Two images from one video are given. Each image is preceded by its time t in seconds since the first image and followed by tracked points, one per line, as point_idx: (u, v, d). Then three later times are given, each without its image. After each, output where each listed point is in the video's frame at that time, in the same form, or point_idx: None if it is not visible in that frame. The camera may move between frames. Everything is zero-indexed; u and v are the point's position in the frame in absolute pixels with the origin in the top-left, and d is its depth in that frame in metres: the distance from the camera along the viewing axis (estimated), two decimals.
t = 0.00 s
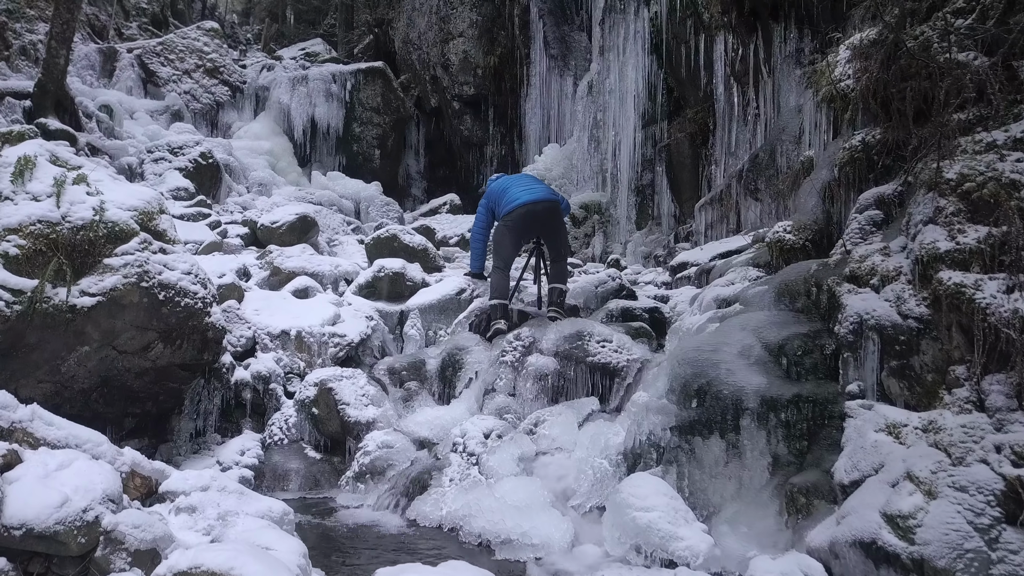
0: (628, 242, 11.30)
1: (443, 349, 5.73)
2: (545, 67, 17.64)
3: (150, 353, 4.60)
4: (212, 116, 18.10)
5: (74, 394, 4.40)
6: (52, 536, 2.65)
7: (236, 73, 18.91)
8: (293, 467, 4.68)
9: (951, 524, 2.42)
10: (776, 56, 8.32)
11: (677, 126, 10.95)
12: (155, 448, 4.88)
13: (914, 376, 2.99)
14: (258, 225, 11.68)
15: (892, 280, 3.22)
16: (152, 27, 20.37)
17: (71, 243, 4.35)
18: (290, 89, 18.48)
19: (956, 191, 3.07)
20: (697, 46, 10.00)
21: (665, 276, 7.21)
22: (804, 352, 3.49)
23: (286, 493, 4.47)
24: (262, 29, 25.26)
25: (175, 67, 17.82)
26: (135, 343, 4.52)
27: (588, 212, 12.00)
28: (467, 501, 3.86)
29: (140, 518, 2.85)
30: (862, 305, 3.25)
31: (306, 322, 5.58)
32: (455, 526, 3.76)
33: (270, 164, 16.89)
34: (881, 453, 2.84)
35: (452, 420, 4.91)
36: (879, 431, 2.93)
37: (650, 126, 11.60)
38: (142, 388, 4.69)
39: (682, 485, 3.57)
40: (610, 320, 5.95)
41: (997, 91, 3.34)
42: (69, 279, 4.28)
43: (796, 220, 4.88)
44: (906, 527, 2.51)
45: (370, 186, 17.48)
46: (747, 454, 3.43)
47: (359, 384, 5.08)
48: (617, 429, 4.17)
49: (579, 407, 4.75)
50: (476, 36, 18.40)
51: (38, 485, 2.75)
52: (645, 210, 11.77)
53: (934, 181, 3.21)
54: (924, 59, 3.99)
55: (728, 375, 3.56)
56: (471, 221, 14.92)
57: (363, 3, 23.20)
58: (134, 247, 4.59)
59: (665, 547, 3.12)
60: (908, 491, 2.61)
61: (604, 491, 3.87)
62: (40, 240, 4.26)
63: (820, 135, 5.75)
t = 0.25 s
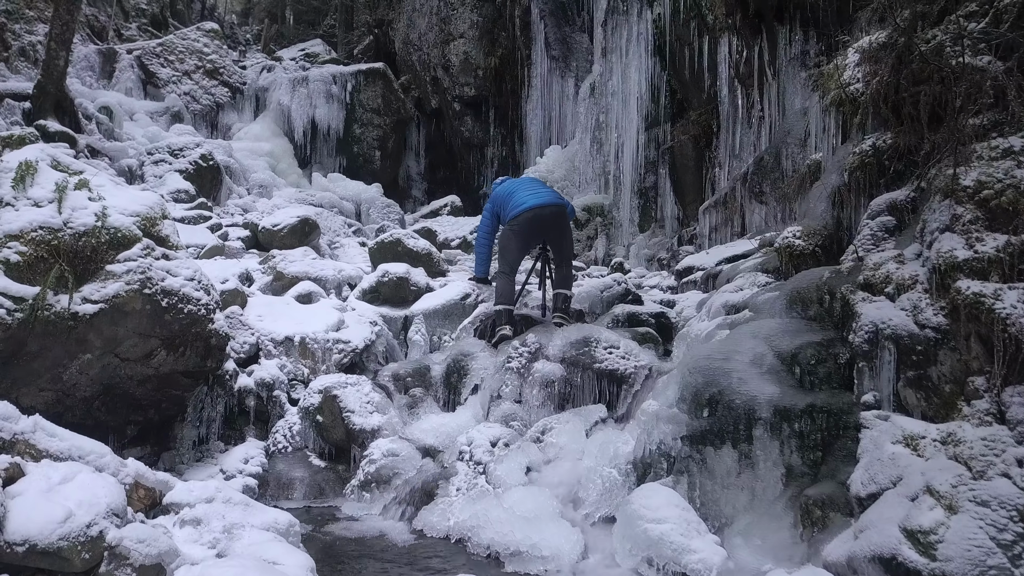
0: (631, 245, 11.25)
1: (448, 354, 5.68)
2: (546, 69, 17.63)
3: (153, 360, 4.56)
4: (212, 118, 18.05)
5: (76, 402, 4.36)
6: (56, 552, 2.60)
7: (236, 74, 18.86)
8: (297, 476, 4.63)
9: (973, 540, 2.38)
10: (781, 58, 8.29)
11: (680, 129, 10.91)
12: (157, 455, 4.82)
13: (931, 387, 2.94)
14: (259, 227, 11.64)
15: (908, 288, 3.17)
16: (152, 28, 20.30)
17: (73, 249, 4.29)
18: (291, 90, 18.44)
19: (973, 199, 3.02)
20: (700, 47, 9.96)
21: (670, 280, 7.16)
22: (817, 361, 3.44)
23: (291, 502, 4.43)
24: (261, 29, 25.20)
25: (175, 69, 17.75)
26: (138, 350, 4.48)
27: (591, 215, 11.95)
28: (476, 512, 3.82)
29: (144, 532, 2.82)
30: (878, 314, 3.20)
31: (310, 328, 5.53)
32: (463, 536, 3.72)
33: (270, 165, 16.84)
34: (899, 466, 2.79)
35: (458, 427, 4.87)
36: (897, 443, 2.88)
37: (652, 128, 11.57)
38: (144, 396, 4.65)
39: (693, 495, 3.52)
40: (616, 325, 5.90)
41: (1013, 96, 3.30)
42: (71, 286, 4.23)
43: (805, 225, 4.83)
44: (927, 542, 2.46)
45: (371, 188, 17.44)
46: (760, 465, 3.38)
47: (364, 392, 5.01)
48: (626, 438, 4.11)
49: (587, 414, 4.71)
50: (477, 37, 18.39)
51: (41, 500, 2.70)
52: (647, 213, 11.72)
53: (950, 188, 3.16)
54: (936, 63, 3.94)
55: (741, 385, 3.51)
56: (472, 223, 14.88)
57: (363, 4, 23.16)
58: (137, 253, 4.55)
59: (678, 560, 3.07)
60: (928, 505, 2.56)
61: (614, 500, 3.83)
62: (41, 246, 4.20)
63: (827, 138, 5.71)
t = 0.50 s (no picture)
0: (633, 248, 11.19)
1: (452, 360, 5.63)
2: (547, 70, 17.60)
3: (155, 368, 4.48)
4: (211, 119, 17.99)
5: (77, 410, 4.29)
6: (59, 568, 2.54)
7: (235, 75, 18.81)
8: (301, 484, 4.58)
9: (995, 556, 2.32)
10: (785, 60, 8.25)
11: (684, 131, 10.87)
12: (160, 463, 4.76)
13: (948, 398, 2.88)
14: (259, 230, 11.58)
15: (923, 296, 3.12)
16: (151, 29, 20.22)
17: (74, 256, 4.25)
18: (290, 91, 18.39)
19: (990, 206, 2.96)
20: (704, 49, 9.93)
21: (676, 284, 7.13)
22: (831, 370, 3.39)
23: (294, 511, 4.38)
24: (260, 30, 25.12)
25: (175, 69, 17.68)
26: (140, 358, 4.41)
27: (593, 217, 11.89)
28: (483, 522, 3.77)
29: (149, 547, 2.78)
30: (893, 322, 3.15)
31: (314, 334, 5.48)
32: (471, 548, 3.67)
33: (270, 167, 16.79)
34: (917, 478, 2.74)
35: (464, 435, 4.82)
36: (914, 455, 2.82)
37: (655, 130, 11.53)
38: (146, 403, 4.57)
39: (705, 506, 3.47)
40: (622, 330, 5.86)
41: None
42: (72, 293, 4.19)
43: (814, 230, 4.78)
44: (948, 558, 2.40)
45: (371, 189, 17.38)
46: (772, 475, 3.33)
47: (368, 399, 4.96)
48: (635, 446, 4.05)
49: (594, 421, 4.65)
50: (477, 38, 18.35)
51: (45, 514, 2.65)
52: (650, 215, 11.68)
53: (966, 194, 3.11)
54: (947, 66, 3.89)
55: (753, 394, 3.46)
56: (474, 225, 14.84)
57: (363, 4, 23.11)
58: (139, 259, 4.49)
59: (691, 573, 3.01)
60: (949, 519, 2.51)
61: (623, 510, 3.77)
62: (42, 253, 4.16)
63: (835, 142, 5.67)
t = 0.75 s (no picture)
0: (636, 250, 11.14)
1: (457, 366, 5.58)
2: (548, 71, 17.59)
3: (158, 375, 4.43)
4: (211, 120, 17.94)
5: (79, 419, 4.23)
6: None
7: (235, 76, 18.75)
8: (305, 493, 4.53)
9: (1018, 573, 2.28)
10: (790, 62, 8.21)
11: (687, 133, 10.84)
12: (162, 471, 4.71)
13: (966, 409, 2.83)
14: (260, 233, 11.53)
15: (939, 305, 3.07)
16: (150, 30, 20.16)
17: (76, 262, 4.20)
18: (290, 92, 18.33)
19: (1008, 214, 2.92)
20: (707, 51, 9.91)
21: (681, 288, 7.09)
22: (845, 378, 3.34)
23: (299, 520, 4.33)
24: (260, 30, 25.07)
25: (174, 71, 17.63)
26: (142, 365, 4.36)
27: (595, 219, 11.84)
28: (491, 533, 3.73)
29: (153, 562, 2.73)
30: (908, 332, 3.10)
31: (318, 340, 5.44)
32: (479, 559, 3.63)
33: (270, 169, 16.74)
34: (935, 491, 2.69)
35: (469, 442, 4.78)
36: (931, 467, 2.78)
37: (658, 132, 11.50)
38: (148, 411, 4.51)
39: (716, 516, 3.42)
40: (628, 335, 5.81)
41: None
42: (74, 300, 4.14)
43: (823, 236, 4.73)
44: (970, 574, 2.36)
45: (372, 191, 17.32)
46: (785, 486, 3.28)
47: (373, 406, 4.92)
48: (644, 454, 3.99)
49: (601, 428, 4.61)
50: (477, 39, 18.31)
51: (48, 529, 2.59)
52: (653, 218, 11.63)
53: (982, 201, 3.07)
54: (958, 71, 3.83)
55: (765, 403, 3.41)
56: (475, 227, 14.79)
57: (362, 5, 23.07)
58: (142, 265, 4.46)
59: None
60: (969, 534, 2.46)
61: (633, 520, 3.73)
62: (44, 259, 4.10)
63: (842, 146, 5.63)
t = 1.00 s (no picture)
0: (638, 253, 11.08)
1: (462, 372, 5.54)
2: (548, 72, 17.61)
3: (160, 383, 4.37)
4: (209, 121, 17.87)
5: (80, 427, 4.17)
6: None
7: (234, 77, 18.70)
8: (310, 501, 4.48)
9: None
10: (794, 64, 8.20)
11: (689, 136, 10.81)
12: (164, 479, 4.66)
13: (983, 420, 2.78)
14: (260, 236, 11.47)
15: (956, 313, 3.03)
16: (148, 31, 20.08)
17: (77, 268, 4.15)
18: (289, 93, 18.28)
19: None
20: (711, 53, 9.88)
21: (686, 293, 7.05)
22: (858, 387, 3.30)
23: (303, 529, 4.28)
24: (258, 31, 24.98)
25: (173, 72, 17.55)
26: (144, 372, 4.29)
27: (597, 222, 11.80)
28: (499, 543, 3.70)
29: None
30: (924, 340, 3.06)
31: (322, 346, 5.37)
32: (487, 569, 3.60)
33: (269, 170, 16.69)
34: (954, 503, 2.65)
35: (475, 450, 4.74)
36: (949, 478, 2.74)
37: (660, 134, 11.48)
38: (150, 419, 4.43)
39: (728, 526, 3.38)
40: (633, 340, 5.78)
41: None
42: (76, 307, 4.12)
43: (831, 241, 4.68)
44: None
45: (372, 193, 17.27)
46: (798, 496, 3.24)
47: (377, 413, 4.87)
48: (653, 463, 3.95)
49: (608, 436, 4.57)
50: (477, 40, 18.27)
51: (51, 544, 2.55)
52: (655, 220, 11.59)
53: (998, 208, 3.04)
54: (970, 76, 3.79)
55: (778, 412, 3.37)
56: (475, 229, 14.75)
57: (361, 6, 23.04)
58: (144, 271, 4.40)
59: None
60: (991, 549, 2.42)
61: (643, 529, 3.69)
62: (45, 266, 4.05)
63: (849, 149, 5.61)
